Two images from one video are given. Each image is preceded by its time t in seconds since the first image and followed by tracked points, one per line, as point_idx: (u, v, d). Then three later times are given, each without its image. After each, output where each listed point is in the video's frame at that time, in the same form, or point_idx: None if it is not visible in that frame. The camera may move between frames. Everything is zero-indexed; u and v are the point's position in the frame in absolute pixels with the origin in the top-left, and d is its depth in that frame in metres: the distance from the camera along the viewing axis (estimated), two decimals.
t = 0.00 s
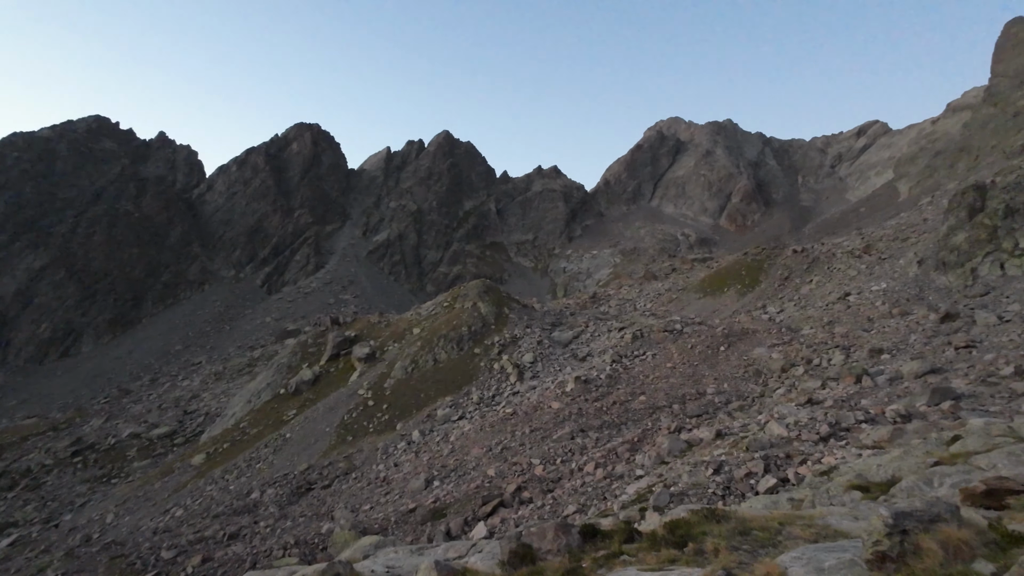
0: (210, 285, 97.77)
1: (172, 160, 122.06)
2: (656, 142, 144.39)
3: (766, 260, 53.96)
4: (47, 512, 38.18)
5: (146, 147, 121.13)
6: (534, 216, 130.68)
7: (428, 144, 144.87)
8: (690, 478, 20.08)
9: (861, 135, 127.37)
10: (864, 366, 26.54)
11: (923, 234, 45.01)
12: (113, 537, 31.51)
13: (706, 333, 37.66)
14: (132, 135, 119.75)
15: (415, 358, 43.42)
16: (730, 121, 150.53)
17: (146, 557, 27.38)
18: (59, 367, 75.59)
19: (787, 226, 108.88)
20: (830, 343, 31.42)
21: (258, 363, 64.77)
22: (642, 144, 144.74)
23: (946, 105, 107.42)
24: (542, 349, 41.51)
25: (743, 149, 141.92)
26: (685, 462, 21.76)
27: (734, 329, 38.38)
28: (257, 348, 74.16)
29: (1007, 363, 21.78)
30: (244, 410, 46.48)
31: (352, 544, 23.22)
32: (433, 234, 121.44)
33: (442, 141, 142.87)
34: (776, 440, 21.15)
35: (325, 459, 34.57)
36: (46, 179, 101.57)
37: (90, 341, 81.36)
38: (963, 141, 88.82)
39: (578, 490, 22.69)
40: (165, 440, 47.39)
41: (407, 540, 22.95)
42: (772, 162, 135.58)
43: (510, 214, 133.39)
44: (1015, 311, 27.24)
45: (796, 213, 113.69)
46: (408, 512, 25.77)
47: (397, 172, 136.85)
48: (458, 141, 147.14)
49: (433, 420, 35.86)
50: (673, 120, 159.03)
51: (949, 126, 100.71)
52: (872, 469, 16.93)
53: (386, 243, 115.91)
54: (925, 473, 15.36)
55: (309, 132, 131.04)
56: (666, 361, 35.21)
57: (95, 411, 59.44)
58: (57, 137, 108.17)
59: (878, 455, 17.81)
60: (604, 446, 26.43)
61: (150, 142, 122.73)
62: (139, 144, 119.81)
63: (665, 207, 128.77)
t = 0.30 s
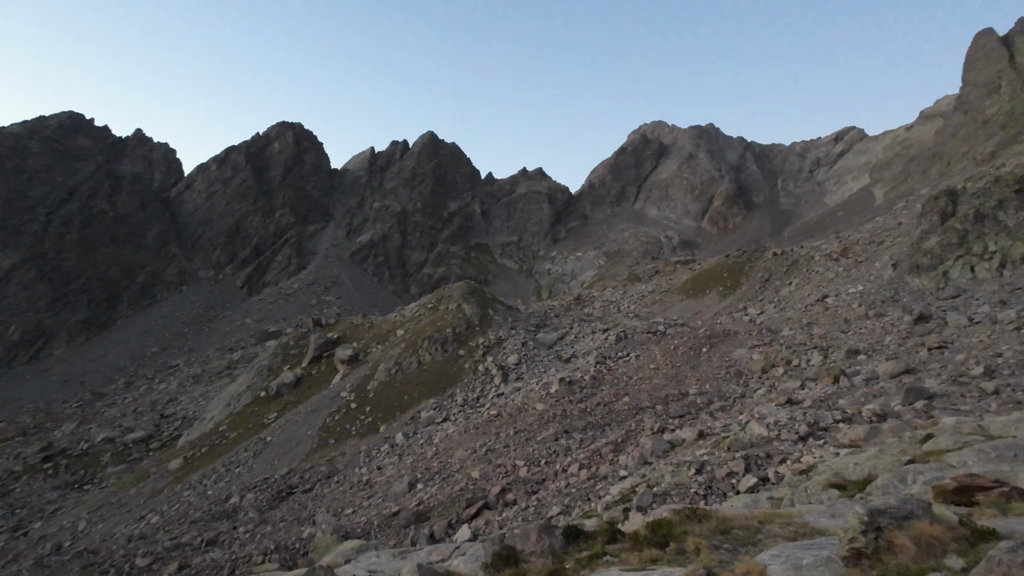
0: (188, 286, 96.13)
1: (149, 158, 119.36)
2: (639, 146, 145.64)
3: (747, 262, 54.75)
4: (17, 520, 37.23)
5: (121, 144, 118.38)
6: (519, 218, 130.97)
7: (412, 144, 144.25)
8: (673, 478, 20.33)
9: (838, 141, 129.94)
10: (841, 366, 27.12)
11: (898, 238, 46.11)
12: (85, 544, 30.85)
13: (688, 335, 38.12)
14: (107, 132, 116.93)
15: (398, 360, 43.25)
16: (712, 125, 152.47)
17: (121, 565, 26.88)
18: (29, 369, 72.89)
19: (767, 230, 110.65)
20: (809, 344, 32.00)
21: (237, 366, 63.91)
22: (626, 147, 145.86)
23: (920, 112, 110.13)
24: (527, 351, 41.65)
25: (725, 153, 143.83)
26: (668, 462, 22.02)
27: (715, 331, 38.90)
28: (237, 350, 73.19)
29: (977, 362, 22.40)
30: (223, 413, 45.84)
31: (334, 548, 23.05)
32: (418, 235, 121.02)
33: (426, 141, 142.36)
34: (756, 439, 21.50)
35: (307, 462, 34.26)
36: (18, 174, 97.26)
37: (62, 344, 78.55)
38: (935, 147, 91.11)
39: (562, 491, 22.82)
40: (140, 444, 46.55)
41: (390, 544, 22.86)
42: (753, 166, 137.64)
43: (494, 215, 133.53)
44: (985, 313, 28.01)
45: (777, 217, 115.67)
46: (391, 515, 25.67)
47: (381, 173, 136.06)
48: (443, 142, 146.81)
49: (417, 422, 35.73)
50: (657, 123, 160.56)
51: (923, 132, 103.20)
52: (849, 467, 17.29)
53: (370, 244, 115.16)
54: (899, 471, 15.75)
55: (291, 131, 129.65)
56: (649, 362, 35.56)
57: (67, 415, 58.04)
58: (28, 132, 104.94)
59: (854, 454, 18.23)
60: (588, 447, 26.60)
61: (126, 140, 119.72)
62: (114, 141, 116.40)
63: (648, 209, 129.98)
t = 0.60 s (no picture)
0: (166, 286, 94.36)
1: (125, 156, 115.54)
2: (624, 149, 146.71)
3: (729, 265, 55.49)
4: None
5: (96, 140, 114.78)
6: (504, 220, 131.18)
7: (397, 145, 143.47)
8: (656, 479, 20.55)
9: (817, 146, 132.45)
10: (820, 368, 27.63)
11: (873, 243, 47.15)
12: (56, 553, 30.16)
13: (671, 337, 38.50)
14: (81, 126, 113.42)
15: (382, 362, 43.03)
16: (695, 129, 154.20)
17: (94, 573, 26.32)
18: None
19: (748, 234, 112.39)
20: (788, 346, 32.58)
21: (216, 368, 63.05)
22: (611, 150, 146.84)
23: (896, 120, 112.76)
24: (511, 353, 41.73)
25: (708, 157, 145.56)
26: (651, 463, 22.22)
27: (697, 333, 39.34)
28: (216, 353, 72.15)
29: (949, 363, 23.00)
30: (201, 417, 45.16)
31: (316, 553, 22.84)
32: (402, 237, 120.48)
33: (411, 142, 141.67)
34: (738, 440, 21.81)
35: (288, 466, 33.93)
36: None
37: (32, 345, 76.35)
38: (910, 154, 93.33)
39: (546, 494, 22.90)
40: (115, 449, 45.62)
41: (372, 548, 22.71)
42: (734, 171, 139.54)
43: (480, 217, 133.51)
44: (957, 316, 28.72)
45: (758, 221, 117.54)
46: (374, 519, 25.50)
47: (365, 173, 135.12)
48: (428, 143, 146.31)
49: (400, 425, 35.56)
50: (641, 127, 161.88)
51: (898, 139, 105.64)
52: (827, 467, 17.62)
53: (354, 245, 114.36)
54: (875, 471, 16.11)
55: (273, 130, 128.11)
56: (633, 364, 35.84)
57: (38, 419, 56.62)
58: None
59: (832, 454, 18.61)
60: (573, 448, 26.74)
61: (102, 136, 115.12)
62: (90, 138, 111.32)
63: (632, 212, 131.12)
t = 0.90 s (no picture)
0: (144, 286, 92.55)
1: (103, 152, 112.34)
2: (610, 152, 147.55)
3: (712, 267, 56.11)
4: None
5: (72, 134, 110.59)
6: (490, 221, 131.23)
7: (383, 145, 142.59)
8: (640, 479, 20.74)
9: (798, 151, 134.58)
10: (800, 369, 28.13)
11: (852, 246, 48.03)
12: (28, 560, 29.46)
13: (655, 339, 38.85)
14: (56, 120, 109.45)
15: (366, 364, 42.78)
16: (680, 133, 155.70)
17: None
18: None
19: (731, 237, 113.93)
20: (770, 348, 33.08)
21: (196, 370, 62.11)
22: (597, 153, 147.61)
23: (875, 126, 115.08)
24: (497, 354, 41.79)
25: (692, 160, 147.05)
26: (634, 464, 22.43)
27: (680, 335, 39.73)
28: (196, 354, 71.06)
29: (924, 364, 23.55)
30: (180, 419, 44.48)
31: (298, 557, 22.62)
32: (387, 238, 119.91)
33: (397, 142, 140.92)
34: (721, 441, 22.12)
35: (270, 469, 33.55)
36: None
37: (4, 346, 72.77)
38: (887, 160, 95.33)
39: (531, 495, 22.97)
40: (90, 452, 44.74)
41: (356, 552, 22.56)
42: (718, 174, 141.22)
43: (465, 218, 133.38)
44: (932, 318, 29.42)
45: (740, 224, 119.20)
46: (357, 522, 25.34)
47: (350, 173, 134.11)
48: (414, 143, 145.69)
49: (385, 427, 35.38)
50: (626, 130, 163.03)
51: (876, 146, 107.86)
52: (806, 466, 17.95)
53: (338, 245, 113.48)
54: (853, 470, 16.46)
55: (257, 128, 126.50)
56: (618, 366, 36.12)
57: (9, 422, 55.22)
58: None
59: (811, 454, 18.98)
60: (557, 450, 26.86)
61: (78, 132, 111.50)
62: (65, 134, 107.72)
63: (618, 215, 131.99)
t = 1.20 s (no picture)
0: (124, 285, 90.91)
1: (80, 148, 109.91)
2: (596, 153, 148.25)
3: (697, 269, 56.64)
4: None
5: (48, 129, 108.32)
6: (477, 222, 131.18)
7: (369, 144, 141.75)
8: (626, 479, 20.94)
9: (781, 155, 136.40)
10: (783, 369, 28.55)
11: (834, 249, 48.87)
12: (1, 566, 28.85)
13: (640, 340, 39.16)
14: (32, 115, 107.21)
15: (352, 364, 42.55)
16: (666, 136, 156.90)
17: None
18: None
19: (716, 239, 115.21)
20: (754, 349, 33.53)
21: (177, 371, 61.21)
22: (584, 155, 148.23)
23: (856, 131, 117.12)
24: (484, 355, 41.83)
25: (678, 163, 148.32)
26: (620, 464, 22.60)
27: (666, 336, 40.10)
28: (177, 355, 70.04)
29: (903, 365, 24.06)
30: (160, 421, 43.83)
31: (281, 560, 22.44)
32: (373, 237, 119.29)
33: (384, 142, 140.14)
34: (705, 440, 22.39)
35: (252, 472, 33.22)
36: None
37: None
38: (868, 165, 97.07)
39: (517, 496, 23.05)
40: (66, 456, 43.90)
41: (340, 554, 22.45)
42: (703, 177, 142.66)
43: (453, 218, 133.19)
44: (910, 320, 30.07)
45: (725, 226, 120.60)
46: (342, 524, 25.21)
47: (336, 172, 133.06)
48: (401, 143, 145.04)
49: (370, 428, 35.21)
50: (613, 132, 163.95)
51: (857, 150, 109.74)
52: (788, 465, 18.26)
53: (323, 245, 112.59)
54: (833, 469, 16.77)
55: (240, 126, 124.99)
56: (604, 366, 36.35)
57: None
58: None
59: (794, 453, 19.30)
60: (544, 450, 26.95)
61: (54, 127, 108.93)
62: (42, 129, 105.34)
63: (604, 216, 132.68)
